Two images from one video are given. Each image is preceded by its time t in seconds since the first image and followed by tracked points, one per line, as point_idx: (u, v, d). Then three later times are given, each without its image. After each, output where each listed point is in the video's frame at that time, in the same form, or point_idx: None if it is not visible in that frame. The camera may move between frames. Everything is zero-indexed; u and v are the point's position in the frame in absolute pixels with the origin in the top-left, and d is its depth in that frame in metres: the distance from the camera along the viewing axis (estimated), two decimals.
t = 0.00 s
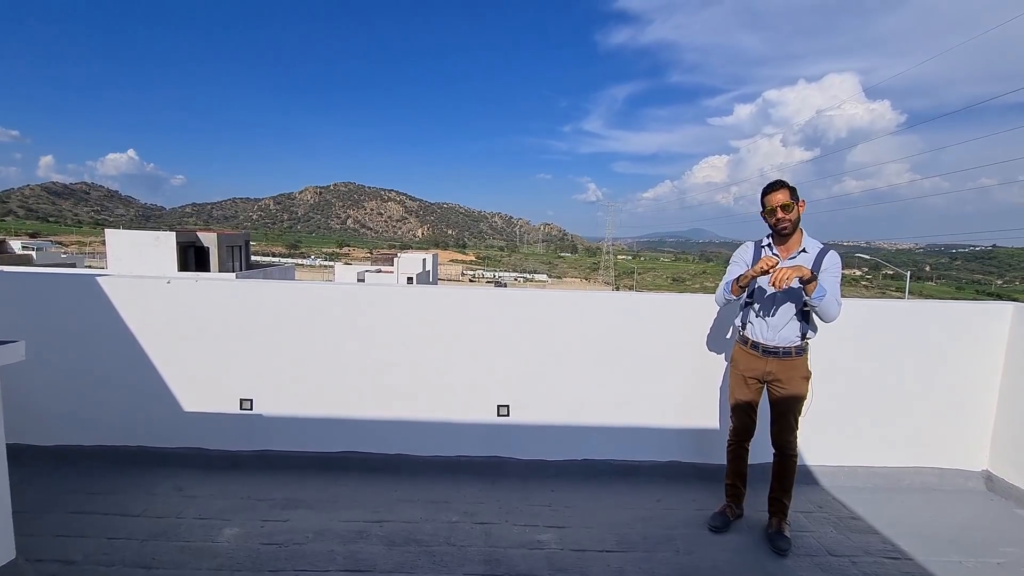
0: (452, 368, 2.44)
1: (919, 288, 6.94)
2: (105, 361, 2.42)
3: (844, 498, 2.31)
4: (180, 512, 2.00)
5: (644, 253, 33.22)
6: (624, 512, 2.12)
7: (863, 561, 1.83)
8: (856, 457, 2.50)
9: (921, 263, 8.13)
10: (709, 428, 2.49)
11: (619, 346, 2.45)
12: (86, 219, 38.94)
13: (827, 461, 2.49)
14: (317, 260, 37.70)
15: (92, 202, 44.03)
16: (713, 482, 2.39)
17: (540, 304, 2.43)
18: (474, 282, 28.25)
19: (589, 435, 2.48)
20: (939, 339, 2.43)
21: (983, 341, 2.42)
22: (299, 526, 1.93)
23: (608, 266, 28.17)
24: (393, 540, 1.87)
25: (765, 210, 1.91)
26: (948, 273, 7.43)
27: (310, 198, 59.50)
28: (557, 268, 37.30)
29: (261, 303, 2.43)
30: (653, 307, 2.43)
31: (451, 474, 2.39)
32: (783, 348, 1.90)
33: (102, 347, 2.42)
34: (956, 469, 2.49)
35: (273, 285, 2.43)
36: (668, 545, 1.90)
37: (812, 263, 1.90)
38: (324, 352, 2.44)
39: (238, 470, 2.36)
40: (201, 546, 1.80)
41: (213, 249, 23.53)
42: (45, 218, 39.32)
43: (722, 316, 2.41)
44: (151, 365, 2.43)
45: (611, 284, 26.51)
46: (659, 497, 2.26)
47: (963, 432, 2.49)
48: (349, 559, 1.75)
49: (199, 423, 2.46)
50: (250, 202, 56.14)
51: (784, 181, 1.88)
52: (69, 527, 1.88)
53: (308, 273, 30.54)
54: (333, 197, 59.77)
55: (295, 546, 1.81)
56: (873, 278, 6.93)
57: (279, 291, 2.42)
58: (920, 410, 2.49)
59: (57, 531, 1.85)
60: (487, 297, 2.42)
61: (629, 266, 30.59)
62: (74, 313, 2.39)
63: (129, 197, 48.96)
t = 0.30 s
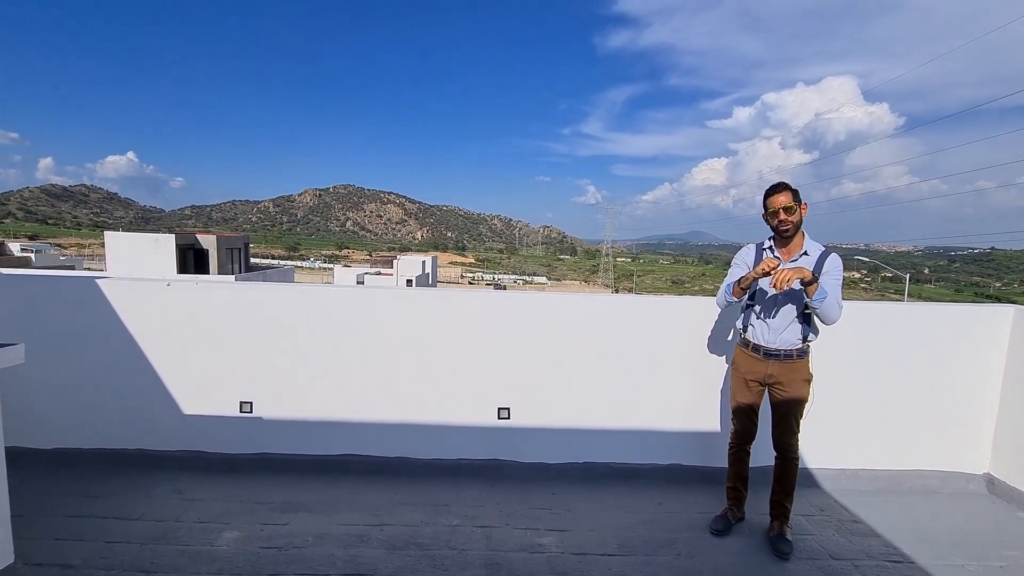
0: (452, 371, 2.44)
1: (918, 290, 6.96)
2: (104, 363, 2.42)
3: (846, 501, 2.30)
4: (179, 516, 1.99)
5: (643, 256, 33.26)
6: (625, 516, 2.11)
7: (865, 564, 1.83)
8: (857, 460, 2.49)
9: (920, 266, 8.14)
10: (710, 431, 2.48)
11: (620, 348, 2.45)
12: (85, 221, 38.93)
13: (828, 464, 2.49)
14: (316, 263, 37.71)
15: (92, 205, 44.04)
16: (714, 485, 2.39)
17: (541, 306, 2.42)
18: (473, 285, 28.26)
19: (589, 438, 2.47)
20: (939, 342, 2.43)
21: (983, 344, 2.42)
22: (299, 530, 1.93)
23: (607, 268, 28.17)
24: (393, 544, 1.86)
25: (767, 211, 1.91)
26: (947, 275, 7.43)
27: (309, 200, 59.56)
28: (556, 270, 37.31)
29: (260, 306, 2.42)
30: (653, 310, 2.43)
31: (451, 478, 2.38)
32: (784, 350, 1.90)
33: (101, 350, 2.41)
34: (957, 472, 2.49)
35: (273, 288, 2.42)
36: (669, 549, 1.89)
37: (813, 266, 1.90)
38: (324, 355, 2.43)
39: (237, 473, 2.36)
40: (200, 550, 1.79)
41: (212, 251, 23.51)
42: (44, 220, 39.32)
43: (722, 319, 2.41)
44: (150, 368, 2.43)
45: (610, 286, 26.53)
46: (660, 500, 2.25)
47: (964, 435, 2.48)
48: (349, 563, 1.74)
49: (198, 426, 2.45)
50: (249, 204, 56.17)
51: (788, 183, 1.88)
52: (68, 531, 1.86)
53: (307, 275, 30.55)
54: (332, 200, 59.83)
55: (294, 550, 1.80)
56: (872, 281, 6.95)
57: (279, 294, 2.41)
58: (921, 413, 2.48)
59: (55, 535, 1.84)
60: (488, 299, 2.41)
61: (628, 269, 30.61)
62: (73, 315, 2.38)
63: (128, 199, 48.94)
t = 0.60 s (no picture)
0: (452, 373, 2.44)
1: (916, 292, 6.97)
2: (104, 366, 2.41)
3: (846, 504, 2.30)
4: (178, 519, 1.99)
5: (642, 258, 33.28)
6: (625, 518, 2.11)
7: (865, 567, 1.83)
8: (857, 462, 2.49)
9: (918, 268, 8.16)
10: (710, 434, 2.48)
11: (620, 350, 2.45)
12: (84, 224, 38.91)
13: (828, 466, 2.49)
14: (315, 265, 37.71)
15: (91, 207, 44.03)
16: (714, 488, 2.39)
17: (540, 308, 2.42)
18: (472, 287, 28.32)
19: (588, 440, 2.47)
20: (938, 344, 2.43)
21: (983, 346, 2.42)
22: (299, 532, 1.92)
23: (607, 270, 28.20)
24: (392, 547, 1.85)
25: (770, 211, 1.92)
26: (945, 277, 7.44)
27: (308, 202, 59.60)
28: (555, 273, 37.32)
29: (259, 308, 2.42)
30: (654, 312, 2.43)
31: (451, 480, 2.38)
32: (785, 353, 1.90)
33: (100, 353, 2.41)
34: (957, 474, 2.49)
35: (272, 290, 2.42)
36: (670, 551, 1.89)
37: (811, 267, 1.91)
38: (324, 357, 2.43)
39: (237, 476, 2.35)
40: (199, 552, 1.78)
41: (212, 254, 23.50)
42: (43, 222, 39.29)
43: (722, 321, 2.41)
44: (150, 370, 2.42)
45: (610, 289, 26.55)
46: (660, 503, 2.25)
47: (964, 437, 2.49)
48: (348, 566, 1.73)
49: (198, 429, 2.44)
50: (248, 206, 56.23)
51: (794, 184, 1.88)
52: (66, 534, 1.86)
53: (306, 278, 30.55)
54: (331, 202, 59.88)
55: (294, 553, 1.79)
56: (871, 283, 6.96)
57: (278, 296, 2.41)
58: (921, 415, 2.48)
59: (54, 538, 1.83)
60: (487, 301, 2.41)
61: (627, 271, 30.62)
62: (72, 318, 2.38)
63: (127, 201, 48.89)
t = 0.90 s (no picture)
0: (451, 375, 2.44)
1: (914, 293, 6.99)
2: (102, 368, 2.41)
3: (846, 506, 2.30)
4: (177, 521, 1.98)
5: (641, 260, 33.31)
6: (625, 520, 2.11)
7: (865, 569, 1.82)
8: (856, 463, 2.49)
9: (916, 269, 8.17)
10: (709, 435, 2.48)
11: (619, 352, 2.45)
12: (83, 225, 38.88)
13: (827, 468, 2.49)
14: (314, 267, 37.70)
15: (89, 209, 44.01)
16: (714, 490, 2.38)
17: (539, 310, 2.42)
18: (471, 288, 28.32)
19: (588, 442, 2.47)
20: (937, 345, 2.44)
21: (982, 347, 2.42)
22: (298, 535, 1.92)
23: (605, 272, 28.23)
24: (392, 549, 1.85)
25: (776, 210, 1.92)
26: (944, 278, 7.45)
27: (307, 204, 59.62)
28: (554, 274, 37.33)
29: (259, 310, 2.42)
30: (653, 314, 2.43)
31: (450, 482, 2.37)
32: (784, 354, 1.90)
33: (99, 355, 2.40)
34: (957, 476, 2.49)
35: (272, 292, 2.42)
36: (669, 553, 1.89)
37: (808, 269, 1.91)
38: (323, 359, 2.43)
39: (236, 478, 2.34)
40: (198, 555, 1.78)
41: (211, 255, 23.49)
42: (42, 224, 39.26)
43: (722, 322, 2.41)
44: (148, 373, 2.42)
45: (608, 289, 26.61)
46: (660, 505, 2.24)
47: (963, 438, 2.49)
48: (347, 568, 1.73)
49: (197, 431, 2.44)
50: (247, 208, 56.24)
51: (804, 186, 1.87)
52: (64, 537, 1.85)
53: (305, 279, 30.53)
54: (330, 203, 59.89)
55: (293, 555, 1.79)
56: (870, 284, 6.97)
57: (278, 298, 2.41)
58: (920, 417, 2.48)
59: (52, 541, 1.82)
60: (487, 302, 2.41)
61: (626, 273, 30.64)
62: (70, 320, 2.37)
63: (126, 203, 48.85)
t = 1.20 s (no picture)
0: (450, 376, 2.43)
1: (913, 295, 7.00)
2: (101, 369, 2.40)
3: (845, 508, 2.30)
4: (175, 523, 1.98)
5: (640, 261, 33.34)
6: (624, 522, 2.11)
7: (864, 571, 1.82)
8: (855, 465, 2.50)
9: (914, 270, 8.19)
10: (708, 437, 2.48)
11: (618, 353, 2.45)
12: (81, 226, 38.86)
13: (826, 469, 2.49)
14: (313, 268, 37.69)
15: (88, 210, 43.98)
16: (712, 491, 2.38)
17: (538, 312, 2.42)
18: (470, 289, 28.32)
19: (586, 444, 2.47)
20: (935, 347, 2.44)
21: (980, 349, 2.43)
22: (296, 536, 1.91)
23: (604, 273, 28.26)
24: (390, 551, 1.85)
25: (780, 211, 1.92)
26: (942, 280, 7.47)
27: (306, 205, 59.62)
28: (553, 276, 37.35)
29: (258, 311, 2.41)
30: (652, 315, 2.43)
31: (449, 484, 2.37)
32: (781, 356, 1.90)
33: (97, 356, 2.40)
34: (956, 477, 2.49)
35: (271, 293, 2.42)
36: (668, 555, 1.89)
37: (807, 270, 1.91)
38: (322, 361, 2.42)
39: (234, 480, 2.34)
40: (196, 556, 1.78)
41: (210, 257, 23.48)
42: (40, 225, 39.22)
43: (721, 324, 2.42)
44: (147, 374, 2.41)
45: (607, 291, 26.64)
46: (659, 506, 2.24)
47: (962, 440, 2.49)
48: (346, 570, 1.73)
49: (195, 433, 2.43)
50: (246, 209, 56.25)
51: (808, 189, 1.88)
52: (62, 539, 1.85)
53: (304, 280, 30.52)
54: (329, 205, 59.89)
55: (291, 557, 1.79)
56: (868, 285, 6.99)
57: (277, 299, 2.41)
58: (919, 418, 2.48)
59: (50, 542, 1.82)
60: (486, 304, 2.41)
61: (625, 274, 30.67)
62: (69, 321, 2.37)
63: (124, 204, 48.73)
